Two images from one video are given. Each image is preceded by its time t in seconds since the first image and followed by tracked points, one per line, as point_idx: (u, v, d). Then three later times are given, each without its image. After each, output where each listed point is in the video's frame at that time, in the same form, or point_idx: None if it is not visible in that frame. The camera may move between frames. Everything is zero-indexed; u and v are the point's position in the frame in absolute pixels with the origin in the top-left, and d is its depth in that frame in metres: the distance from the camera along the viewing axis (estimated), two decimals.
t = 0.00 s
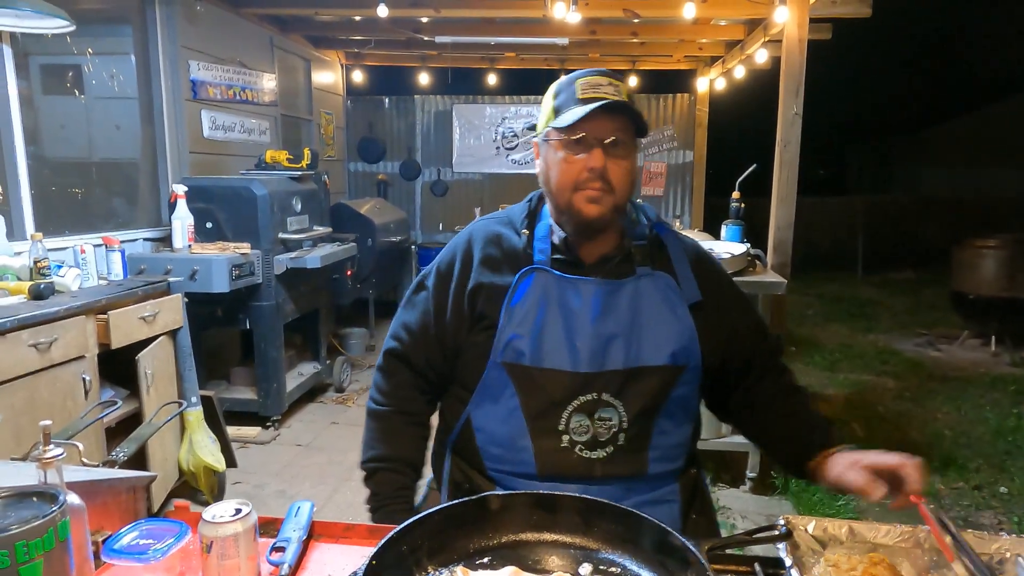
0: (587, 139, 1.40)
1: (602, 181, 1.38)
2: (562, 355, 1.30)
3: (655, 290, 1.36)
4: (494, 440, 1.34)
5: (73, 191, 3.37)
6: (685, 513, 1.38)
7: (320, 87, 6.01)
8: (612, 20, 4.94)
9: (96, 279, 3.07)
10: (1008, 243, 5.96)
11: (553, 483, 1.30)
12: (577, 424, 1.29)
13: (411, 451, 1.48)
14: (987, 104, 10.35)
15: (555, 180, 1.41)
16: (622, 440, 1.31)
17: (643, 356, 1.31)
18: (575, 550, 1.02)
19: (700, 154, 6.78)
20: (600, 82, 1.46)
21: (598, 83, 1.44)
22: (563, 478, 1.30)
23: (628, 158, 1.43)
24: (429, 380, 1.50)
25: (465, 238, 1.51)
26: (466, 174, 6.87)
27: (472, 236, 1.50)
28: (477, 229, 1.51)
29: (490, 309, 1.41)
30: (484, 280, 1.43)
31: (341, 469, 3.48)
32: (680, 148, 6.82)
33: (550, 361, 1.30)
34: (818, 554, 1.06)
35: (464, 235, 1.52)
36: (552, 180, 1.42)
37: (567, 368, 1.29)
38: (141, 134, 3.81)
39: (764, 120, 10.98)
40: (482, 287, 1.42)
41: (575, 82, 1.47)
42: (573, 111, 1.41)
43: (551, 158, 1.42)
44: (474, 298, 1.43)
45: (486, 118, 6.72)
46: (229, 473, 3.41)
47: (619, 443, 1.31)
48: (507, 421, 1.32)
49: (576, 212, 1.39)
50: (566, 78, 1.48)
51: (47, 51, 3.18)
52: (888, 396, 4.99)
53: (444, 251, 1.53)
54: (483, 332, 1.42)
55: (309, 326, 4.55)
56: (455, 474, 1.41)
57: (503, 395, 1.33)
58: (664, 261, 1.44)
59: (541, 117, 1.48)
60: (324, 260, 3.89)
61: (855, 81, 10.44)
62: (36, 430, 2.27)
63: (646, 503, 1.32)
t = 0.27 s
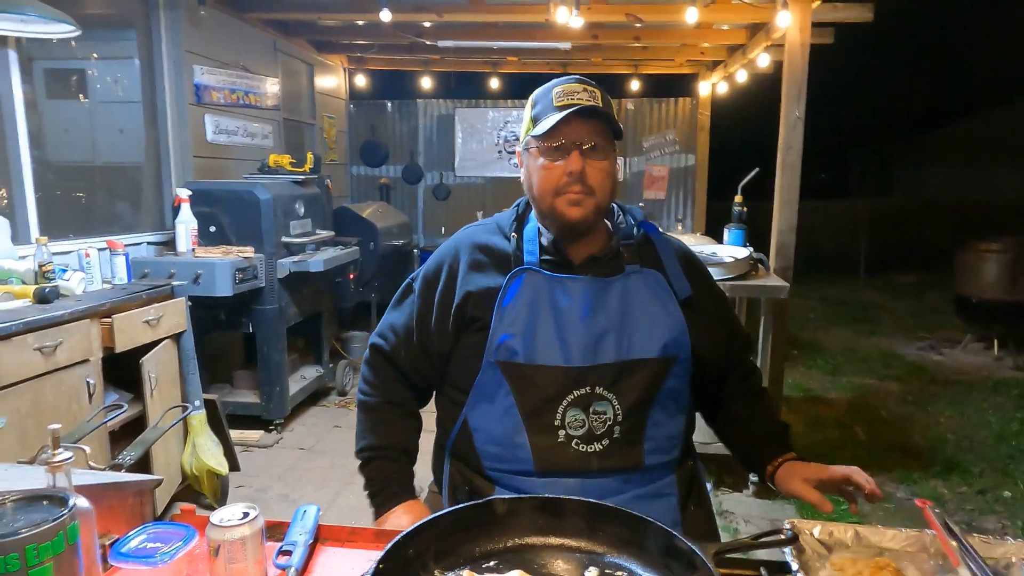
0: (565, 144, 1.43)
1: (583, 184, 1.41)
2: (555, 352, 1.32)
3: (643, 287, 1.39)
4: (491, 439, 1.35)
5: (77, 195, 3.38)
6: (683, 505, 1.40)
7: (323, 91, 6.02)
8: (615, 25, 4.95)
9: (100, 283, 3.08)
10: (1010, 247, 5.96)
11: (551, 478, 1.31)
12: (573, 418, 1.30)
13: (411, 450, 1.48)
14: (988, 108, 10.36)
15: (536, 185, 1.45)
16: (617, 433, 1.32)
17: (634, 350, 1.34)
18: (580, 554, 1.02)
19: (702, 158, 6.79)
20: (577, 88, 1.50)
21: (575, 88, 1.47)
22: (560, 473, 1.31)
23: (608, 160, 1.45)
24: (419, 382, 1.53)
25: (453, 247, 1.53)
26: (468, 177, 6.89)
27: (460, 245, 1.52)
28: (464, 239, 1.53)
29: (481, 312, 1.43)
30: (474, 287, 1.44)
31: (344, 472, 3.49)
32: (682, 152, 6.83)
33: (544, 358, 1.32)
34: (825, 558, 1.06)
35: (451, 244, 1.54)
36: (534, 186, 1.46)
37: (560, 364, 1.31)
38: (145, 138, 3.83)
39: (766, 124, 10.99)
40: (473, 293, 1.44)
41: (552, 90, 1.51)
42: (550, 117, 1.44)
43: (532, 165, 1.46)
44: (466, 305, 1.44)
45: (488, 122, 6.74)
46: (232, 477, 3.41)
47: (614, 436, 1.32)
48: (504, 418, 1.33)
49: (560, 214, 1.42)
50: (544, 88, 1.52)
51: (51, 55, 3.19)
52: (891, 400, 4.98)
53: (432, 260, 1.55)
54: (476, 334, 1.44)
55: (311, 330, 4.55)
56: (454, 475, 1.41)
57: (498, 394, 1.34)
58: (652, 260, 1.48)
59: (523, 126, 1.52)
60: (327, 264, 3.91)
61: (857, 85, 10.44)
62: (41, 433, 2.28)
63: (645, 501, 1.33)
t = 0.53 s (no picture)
0: (549, 148, 1.44)
1: (568, 186, 1.42)
2: (552, 346, 1.33)
3: (635, 278, 1.40)
4: (494, 436, 1.34)
5: (84, 199, 3.39)
6: (687, 499, 1.40)
7: (327, 94, 6.04)
8: (619, 28, 4.97)
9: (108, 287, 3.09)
10: (1016, 250, 5.95)
11: (555, 469, 1.32)
12: (572, 409, 1.31)
13: (417, 446, 1.48)
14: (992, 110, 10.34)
15: (524, 190, 1.46)
16: (617, 422, 1.32)
17: (629, 340, 1.35)
18: (596, 558, 1.02)
19: (706, 161, 6.79)
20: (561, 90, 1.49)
21: (558, 92, 1.47)
22: (563, 464, 1.32)
23: (594, 160, 1.46)
24: (425, 382, 1.53)
25: (447, 256, 1.52)
26: (472, 180, 6.90)
27: (454, 254, 1.52)
28: (457, 248, 1.53)
29: (478, 312, 1.43)
30: (470, 294, 1.44)
31: (350, 475, 3.49)
32: (687, 154, 6.83)
33: (541, 353, 1.33)
34: (838, 563, 1.06)
35: (445, 254, 1.54)
36: (522, 191, 1.47)
37: (557, 356, 1.32)
38: (151, 141, 3.84)
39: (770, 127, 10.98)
40: (469, 297, 1.44)
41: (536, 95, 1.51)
42: (534, 123, 1.45)
43: (519, 170, 1.47)
44: (463, 306, 1.44)
45: (493, 125, 6.76)
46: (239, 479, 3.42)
47: (614, 425, 1.32)
48: (504, 413, 1.33)
49: (548, 217, 1.43)
50: (528, 93, 1.52)
51: (57, 59, 3.21)
52: (897, 403, 4.97)
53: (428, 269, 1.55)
54: (475, 333, 1.44)
55: (316, 332, 4.56)
56: (460, 476, 1.41)
57: (499, 390, 1.34)
58: (642, 252, 1.48)
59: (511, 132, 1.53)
60: (333, 267, 3.92)
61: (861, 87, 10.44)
62: (51, 436, 2.28)
63: (651, 494, 1.34)
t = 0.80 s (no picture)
0: (536, 158, 1.46)
1: (554, 195, 1.45)
2: (541, 344, 1.34)
3: (623, 278, 1.41)
4: (486, 434, 1.35)
5: (84, 203, 3.40)
6: (677, 495, 1.40)
7: (327, 98, 6.05)
8: (618, 32, 4.99)
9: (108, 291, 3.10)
10: (1013, 253, 5.97)
11: (545, 465, 1.32)
12: (562, 405, 1.31)
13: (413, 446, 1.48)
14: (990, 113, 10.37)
15: (511, 197, 1.48)
16: (606, 418, 1.33)
17: (617, 337, 1.36)
18: (594, 561, 1.03)
19: (705, 164, 6.81)
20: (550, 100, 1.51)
21: (545, 101, 1.49)
22: (554, 461, 1.32)
23: (580, 169, 1.48)
24: (421, 390, 1.53)
25: (442, 262, 1.55)
26: (471, 184, 6.92)
27: (448, 259, 1.54)
28: (451, 253, 1.55)
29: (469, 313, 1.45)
30: (462, 296, 1.45)
31: (350, 478, 3.50)
32: (685, 158, 6.85)
33: (529, 351, 1.34)
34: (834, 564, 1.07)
35: (439, 260, 1.56)
36: (510, 198, 1.50)
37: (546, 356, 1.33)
38: (150, 145, 3.85)
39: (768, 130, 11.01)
40: (460, 299, 1.45)
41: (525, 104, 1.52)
42: (522, 132, 1.47)
43: (507, 178, 1.50)
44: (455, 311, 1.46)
45: (491, 129, 6.77)
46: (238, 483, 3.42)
47: (604, 421, 1.33)
48: (495, 410, 1.34)
49: (534, 224, 1.46)
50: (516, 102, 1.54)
51: (57, 64, 3.21)
52: (895, 406, 4.98)
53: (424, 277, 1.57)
54: (468, 334, 1.45)
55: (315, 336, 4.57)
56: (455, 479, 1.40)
57: (490, 389, 1.35)
58: (630, 253, 1.50)
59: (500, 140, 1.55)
60: (332, 271, 3.93)
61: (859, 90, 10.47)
62: (51, 441, 2.29)
63: (644, 491, 1.34)
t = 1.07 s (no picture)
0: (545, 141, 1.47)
1: (556, 176, 1.44)
2: (534, 348, 1.34)
3: (616, 280, 1.41)
4: (481, 438, 1.35)
5: (84, 203, 3.41)
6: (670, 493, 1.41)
7: (327, 99, 6.06)
8: (618, 34, 5.00)
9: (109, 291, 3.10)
10: (1012, 256, 5.98)
11: (541, 469, 1.33)
12: (555, 409, 1.32)
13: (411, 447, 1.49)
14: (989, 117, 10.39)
15: (512, 177, 1.47)
16: (600, 421, 1.34)
17: (611, 339, 1.37)
18: (593, 560, 1.03)
19: (705, 166, 6.81)
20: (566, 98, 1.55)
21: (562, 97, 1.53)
22: (550, 465, 1.33)
23: (584, 163, 1.48)
24: (420, 390, 1.53)
25: (436, 263, 1.54)
26: (472, 185, 6.92)
27: (443, 260, 1.54)
28: (445, 255, 1.55)
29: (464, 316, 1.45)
30: (457, 298, 1.45)
31: (350, 479, 3.50)
32: (685, 160, 6.85)
33: (523, 355, 1.34)
34: (834, 564, 1.08)
35: (434, 261, 1.56)
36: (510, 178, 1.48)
37: (539, 358, 1.33)
38: (151, 146, 3.86)
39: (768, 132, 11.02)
40: (454, 302, 1.45)
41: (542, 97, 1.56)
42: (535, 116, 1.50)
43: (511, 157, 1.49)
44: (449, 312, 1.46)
45: (492, 131, 6.78)
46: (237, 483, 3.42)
47: (598, 424, 1.34)
48: (489, 414, 1.34)
49: (531, 205, 1.44)
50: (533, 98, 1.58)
51: (59, 64, 3.22)
52: (895, 408, 4.98)
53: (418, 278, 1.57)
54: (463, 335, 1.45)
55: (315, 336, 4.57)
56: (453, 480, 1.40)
57: (484, 393, 1.35)
58: (625, 254, 1.50)
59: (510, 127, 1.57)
60: (332, 271, 3.93)
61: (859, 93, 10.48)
62: (51, 441, 2.29)
63: (641, 493, 1.35)
